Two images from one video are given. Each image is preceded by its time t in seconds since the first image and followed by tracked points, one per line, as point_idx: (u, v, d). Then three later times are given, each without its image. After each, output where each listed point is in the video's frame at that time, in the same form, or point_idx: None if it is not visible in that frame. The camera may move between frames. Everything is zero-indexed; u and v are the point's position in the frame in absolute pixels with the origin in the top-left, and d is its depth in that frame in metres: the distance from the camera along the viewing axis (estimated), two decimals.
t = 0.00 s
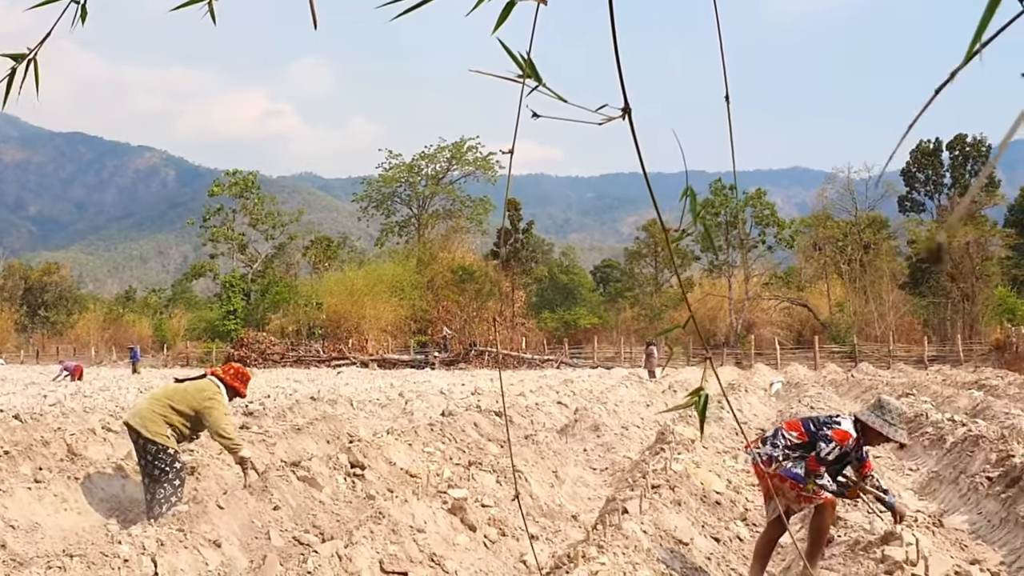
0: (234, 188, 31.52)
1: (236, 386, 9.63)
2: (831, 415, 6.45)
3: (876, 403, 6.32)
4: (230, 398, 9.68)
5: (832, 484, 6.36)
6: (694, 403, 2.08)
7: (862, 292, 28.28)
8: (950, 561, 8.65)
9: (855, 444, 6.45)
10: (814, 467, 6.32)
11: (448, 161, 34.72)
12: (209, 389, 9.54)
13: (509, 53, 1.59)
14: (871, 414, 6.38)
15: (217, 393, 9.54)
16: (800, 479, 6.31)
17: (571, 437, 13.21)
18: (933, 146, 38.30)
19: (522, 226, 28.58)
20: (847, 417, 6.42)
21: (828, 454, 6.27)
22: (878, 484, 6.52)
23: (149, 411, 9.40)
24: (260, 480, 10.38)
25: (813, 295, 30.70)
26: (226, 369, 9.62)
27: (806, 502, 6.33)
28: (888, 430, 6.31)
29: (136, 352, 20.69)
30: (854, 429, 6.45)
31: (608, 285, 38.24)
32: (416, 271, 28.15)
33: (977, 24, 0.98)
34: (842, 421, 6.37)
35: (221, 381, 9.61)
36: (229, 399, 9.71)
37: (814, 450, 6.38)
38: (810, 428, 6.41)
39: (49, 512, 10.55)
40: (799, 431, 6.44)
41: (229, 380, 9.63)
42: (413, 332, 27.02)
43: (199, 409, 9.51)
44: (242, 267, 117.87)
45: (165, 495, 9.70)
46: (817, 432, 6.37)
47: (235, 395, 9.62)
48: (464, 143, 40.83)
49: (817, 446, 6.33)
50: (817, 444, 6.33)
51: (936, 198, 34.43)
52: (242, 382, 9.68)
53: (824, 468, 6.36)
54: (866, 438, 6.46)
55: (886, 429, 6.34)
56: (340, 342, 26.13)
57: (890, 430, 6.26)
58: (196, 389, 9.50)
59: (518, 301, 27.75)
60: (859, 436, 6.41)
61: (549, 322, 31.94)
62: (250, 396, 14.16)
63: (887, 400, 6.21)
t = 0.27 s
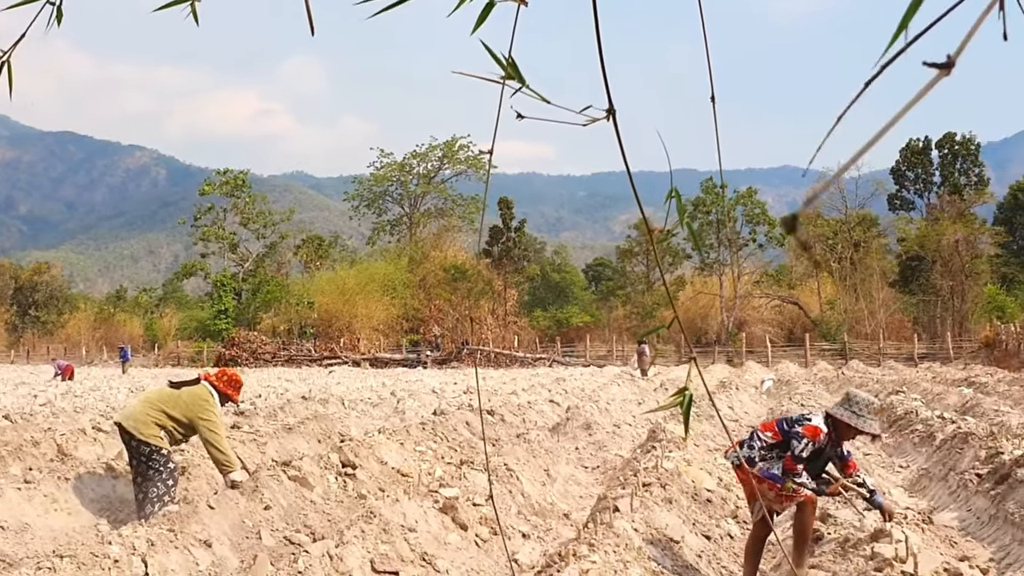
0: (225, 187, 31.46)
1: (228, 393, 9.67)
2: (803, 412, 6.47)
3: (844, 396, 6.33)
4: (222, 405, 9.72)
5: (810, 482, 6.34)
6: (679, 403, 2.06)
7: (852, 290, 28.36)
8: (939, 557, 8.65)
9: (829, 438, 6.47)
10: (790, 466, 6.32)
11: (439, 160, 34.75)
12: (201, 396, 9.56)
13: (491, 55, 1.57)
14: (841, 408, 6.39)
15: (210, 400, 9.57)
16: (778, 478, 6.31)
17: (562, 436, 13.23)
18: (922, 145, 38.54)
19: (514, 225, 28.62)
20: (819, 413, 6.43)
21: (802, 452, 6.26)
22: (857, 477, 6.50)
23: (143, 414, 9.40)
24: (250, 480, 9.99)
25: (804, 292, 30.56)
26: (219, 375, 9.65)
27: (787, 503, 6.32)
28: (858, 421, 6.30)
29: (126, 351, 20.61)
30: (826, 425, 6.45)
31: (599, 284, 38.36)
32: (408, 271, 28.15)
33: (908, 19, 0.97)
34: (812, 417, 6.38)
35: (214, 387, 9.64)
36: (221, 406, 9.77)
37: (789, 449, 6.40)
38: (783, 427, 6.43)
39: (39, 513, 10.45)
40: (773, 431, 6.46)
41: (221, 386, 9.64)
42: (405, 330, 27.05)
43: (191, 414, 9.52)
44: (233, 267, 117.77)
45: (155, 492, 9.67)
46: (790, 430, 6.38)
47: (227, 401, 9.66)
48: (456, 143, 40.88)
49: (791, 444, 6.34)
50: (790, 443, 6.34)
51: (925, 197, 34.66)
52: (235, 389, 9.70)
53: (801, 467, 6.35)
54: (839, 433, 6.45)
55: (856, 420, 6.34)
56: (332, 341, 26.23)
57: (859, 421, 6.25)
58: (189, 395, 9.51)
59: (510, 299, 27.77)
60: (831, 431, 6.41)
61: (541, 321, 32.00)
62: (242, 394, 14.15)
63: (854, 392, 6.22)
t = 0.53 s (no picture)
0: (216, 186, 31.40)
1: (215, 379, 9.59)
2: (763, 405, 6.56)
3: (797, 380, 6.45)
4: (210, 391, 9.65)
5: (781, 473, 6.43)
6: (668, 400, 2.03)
7: (843, 288, 28.17)
8: (930, 556, 8.61)
9: (790, 426, 6.59)
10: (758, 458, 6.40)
11: (431, 159, 34.75)
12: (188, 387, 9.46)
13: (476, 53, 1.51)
14: (799, 393, 6.52)
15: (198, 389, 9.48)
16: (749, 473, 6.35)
17: (555, 435, 13.23)
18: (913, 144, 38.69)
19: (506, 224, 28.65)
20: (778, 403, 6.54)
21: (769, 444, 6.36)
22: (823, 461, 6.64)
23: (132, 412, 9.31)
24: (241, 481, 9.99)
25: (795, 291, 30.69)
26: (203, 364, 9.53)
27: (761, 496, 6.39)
28: (815, 401, 6.46)
29: (117, 351, 20.54)
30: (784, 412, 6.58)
31: (592, 282, 38.43)
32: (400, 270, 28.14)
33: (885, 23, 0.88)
34: (772, 409, 6.49)
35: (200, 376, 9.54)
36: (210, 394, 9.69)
37: (754, 443, 6.47)
38: (746, 422, 6.50)
39: (30, 514, 10.32)
40: (737, 427, 6.52)
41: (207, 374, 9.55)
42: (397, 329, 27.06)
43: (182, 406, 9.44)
44: (225, 266, 117.69)
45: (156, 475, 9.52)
46: (753, 424, 6.45)
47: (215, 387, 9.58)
48: (448, 141, 40.90)
49: (757, 438, 6.42)
50: (755, 436, 6.42)
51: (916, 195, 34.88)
52: (221, 376, 9.60)
53: (768, 459, 6.44)
54: (799, 418, 6.59)
55: (813, 402, 6.47)
56: (324, 340, 26.23)
57: (816, 401, 6.40)
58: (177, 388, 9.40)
59: (502, 298, 27.75)
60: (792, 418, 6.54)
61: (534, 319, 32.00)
62: (234, 394, 14.14)
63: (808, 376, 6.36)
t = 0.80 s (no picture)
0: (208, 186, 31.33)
1: (207, 375, 9.34)
2: (743, 402, 6.58)
3: (776, 373, 6.52)
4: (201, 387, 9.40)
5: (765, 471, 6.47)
6: (660, 399, 2.15)
7: (836, 287, 28.22)
8: (921, 554, 8.57)
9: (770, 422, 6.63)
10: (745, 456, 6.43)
11: (423, 158, 34.71)
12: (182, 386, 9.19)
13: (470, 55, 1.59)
14: (775, 386, 6.57)
15: (192, 388, 9.24)
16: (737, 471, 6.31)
17: (548, 434, 13.26)
18: (904, 143, 38.83)
19: (500, 223, 28.67)
20: (758, 400, 6.56)
21: (756, 444, 6.39)
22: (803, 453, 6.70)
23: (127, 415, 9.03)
24: (234, 480, 9.96)
25: (787, 290, 30.77)
26: (195, 360, 9.23)
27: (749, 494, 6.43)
28: (793, 393, 6.53)
29: (107, 351, 20.45)
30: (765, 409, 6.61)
31: (585, 281, 38.48)
32: (393, 269, 28.11)
33: (934, 36, 0.98)
34: (755, 408, 6.51)
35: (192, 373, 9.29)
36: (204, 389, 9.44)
37: (739, 442, 6.48)
38: (729, 422, 6.51)
39: (21, 514, 10.07)
40: (720, 428, 6.52)
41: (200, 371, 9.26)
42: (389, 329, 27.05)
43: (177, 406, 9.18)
44: (218, 266, 117.62)
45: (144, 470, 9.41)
46: (736, 424, 6.47)
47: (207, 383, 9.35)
48: (440, 140, 40.92)
49: (741, 437, 6.44)
50: (741, 437, 6.43)
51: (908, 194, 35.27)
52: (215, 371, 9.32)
53: (752, 457, 6.47)
54: (780, 414, 6.63)
55: (792, 394, 6.53)
56: (316, 339, 26.24)
57: (795, 393, 6.46)
58: (169, 389, 9.12)
59: (495, 297, 27.73)
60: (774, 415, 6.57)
61: (527, 319, 32.00)
62: (226, 394, 14.13)
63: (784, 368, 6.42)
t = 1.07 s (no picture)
0: (201, 186, 31.31)
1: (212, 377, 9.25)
2: (735, 401, 6.51)
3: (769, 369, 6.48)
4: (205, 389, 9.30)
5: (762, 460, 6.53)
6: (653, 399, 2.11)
7: (829, 286, 28.99)
8: (914, 553, 8.57)
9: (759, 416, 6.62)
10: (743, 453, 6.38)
11: (417, 158, 34.74)
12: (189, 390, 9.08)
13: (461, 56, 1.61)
14: (764, 382, 6.53)
15: (199, 391, 9.14)
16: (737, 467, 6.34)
17: (542, 433, 13.28)
18: (897, 143, 38.93)
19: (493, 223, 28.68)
20: (749, 397, 6.52)
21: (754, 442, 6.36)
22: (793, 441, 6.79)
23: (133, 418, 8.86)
24: (228, 481, 9.92)
25: (781, 289, 30.82)
26: (204, 364, 9.11)
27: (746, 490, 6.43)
28: (784, 388, 6.54)
29: (98, 352, 20.40)
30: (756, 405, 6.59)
31: (578, 281, 38.53)
32: (387, 269, 28.08)
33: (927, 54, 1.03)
34: (748, 405, 6.46)
35: (199, 376, 9.17)
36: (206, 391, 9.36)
37: (733, 440, 6.43)
38: (724, 421, 6.42)
39: (13, 515, 9.89)
40: (715, 427, 6.41)
41: (206, 374, 9.17)
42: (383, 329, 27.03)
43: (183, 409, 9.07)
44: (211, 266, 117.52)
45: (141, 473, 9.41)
46: (733, 422, 6.40)
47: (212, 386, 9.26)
48: (433, 140, 40.95)
49: (738, 435, 6.38)
50: (739, 435, 6.37)
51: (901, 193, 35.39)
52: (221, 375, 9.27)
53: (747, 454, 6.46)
54: (768, 409, 6.62)
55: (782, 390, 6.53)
56: (310, 339, 26.23)
57: (785, 389, 6.46)
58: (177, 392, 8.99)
59: (488, 297, 27.73)
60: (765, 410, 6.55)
61: (521, 318, 32.02)
62: (219, 394, 14.12)
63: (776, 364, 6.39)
